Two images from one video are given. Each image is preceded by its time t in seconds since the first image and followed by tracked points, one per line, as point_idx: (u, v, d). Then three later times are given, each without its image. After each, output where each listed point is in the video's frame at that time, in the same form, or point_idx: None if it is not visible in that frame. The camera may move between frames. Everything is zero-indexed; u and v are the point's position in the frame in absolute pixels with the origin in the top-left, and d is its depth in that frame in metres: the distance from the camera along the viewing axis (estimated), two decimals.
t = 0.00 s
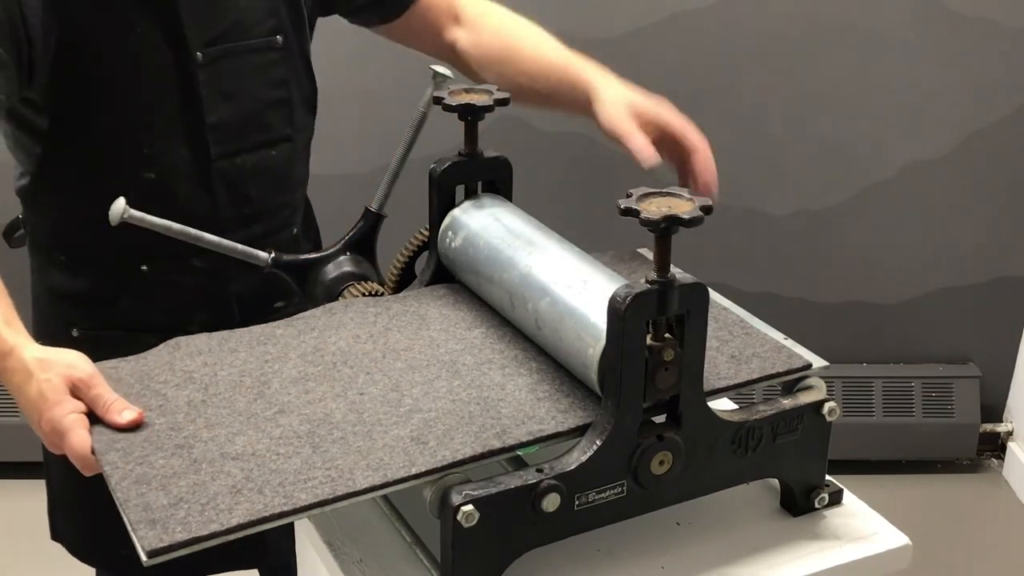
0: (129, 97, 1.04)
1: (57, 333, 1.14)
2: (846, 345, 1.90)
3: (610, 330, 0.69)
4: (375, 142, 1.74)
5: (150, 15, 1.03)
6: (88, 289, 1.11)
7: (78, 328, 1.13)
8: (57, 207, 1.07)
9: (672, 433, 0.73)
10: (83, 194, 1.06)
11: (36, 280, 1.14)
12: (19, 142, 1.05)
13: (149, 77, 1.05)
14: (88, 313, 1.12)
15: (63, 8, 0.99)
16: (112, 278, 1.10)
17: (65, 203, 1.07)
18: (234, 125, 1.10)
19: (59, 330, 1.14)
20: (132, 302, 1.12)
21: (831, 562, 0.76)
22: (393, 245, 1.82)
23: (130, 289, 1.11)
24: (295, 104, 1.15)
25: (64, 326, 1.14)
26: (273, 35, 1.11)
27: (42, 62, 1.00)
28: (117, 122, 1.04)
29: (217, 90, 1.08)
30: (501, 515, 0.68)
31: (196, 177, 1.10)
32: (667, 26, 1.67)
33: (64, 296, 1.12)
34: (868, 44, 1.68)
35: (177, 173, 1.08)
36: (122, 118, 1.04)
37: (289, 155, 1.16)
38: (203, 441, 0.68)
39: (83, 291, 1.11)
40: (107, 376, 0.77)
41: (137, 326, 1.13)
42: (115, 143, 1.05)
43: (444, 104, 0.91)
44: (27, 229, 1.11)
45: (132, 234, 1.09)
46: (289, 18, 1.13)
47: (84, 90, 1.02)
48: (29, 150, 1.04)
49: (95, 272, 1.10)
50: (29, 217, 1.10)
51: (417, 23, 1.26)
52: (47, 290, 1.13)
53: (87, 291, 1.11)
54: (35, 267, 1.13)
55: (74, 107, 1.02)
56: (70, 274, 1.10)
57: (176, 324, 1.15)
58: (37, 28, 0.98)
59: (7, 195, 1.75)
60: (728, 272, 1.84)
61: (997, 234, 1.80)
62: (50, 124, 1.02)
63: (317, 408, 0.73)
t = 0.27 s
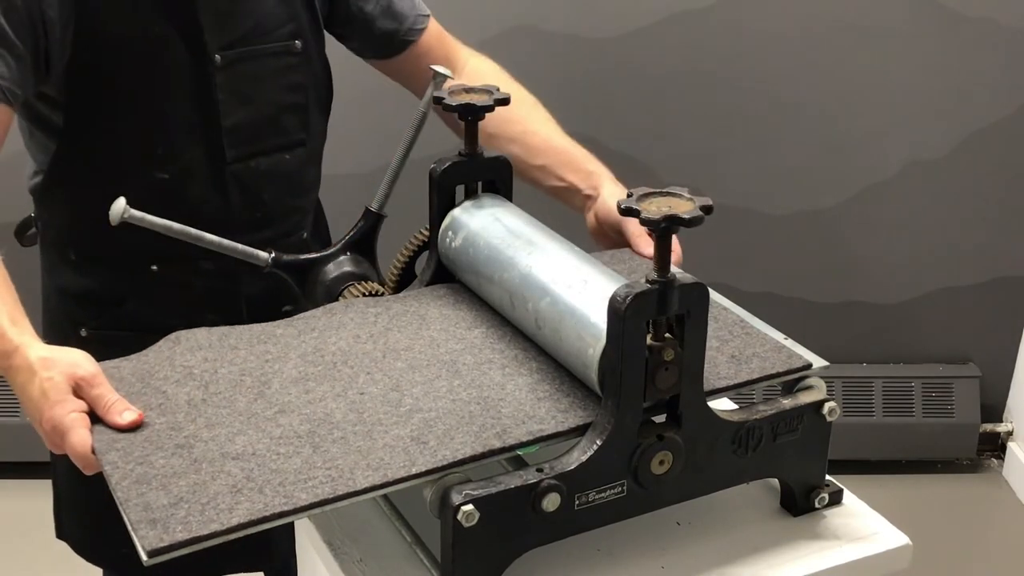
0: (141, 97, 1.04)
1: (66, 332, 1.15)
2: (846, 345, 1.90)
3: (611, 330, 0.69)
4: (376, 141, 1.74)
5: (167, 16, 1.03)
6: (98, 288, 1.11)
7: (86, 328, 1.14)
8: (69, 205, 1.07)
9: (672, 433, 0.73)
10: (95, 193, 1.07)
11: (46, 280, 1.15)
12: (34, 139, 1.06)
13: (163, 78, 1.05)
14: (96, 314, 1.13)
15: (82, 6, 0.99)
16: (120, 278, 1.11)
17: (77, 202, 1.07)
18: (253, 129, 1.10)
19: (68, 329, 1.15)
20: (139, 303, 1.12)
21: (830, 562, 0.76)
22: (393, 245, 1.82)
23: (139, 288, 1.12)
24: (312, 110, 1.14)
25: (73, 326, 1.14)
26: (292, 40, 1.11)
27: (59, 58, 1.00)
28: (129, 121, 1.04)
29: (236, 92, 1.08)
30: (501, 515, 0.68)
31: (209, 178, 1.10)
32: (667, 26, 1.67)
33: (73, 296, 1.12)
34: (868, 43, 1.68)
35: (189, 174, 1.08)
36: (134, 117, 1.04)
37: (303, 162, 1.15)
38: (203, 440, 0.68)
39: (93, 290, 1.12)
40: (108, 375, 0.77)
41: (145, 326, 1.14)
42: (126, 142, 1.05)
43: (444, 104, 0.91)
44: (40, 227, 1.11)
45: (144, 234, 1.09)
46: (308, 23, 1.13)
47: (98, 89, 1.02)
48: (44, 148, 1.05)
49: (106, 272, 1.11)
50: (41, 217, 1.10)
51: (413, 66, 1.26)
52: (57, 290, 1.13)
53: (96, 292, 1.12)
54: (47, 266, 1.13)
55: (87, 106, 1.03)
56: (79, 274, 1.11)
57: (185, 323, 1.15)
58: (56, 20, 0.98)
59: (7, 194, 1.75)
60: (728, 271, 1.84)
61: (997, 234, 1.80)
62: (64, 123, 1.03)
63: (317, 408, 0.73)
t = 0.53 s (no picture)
0: (144, 97, 1.04)
1: (70, 334, 1.15)
2: (846, 345, 1.90)
3: (611, 329, 0.69)
4: (376, 141, 1.74)
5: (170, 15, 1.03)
6: (102, 290, 1.11)
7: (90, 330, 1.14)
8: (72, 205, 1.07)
9: (672, 433, 0.73)
10: (98, 193, 1.07)
11: (50, 281, 1.15)
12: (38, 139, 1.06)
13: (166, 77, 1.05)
14: (99, 316, 1.13)
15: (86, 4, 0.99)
16: (124, 280, 1.11)
17: (81, 201, 1.07)
18: (257, 129, 1.10)
19: (72, 331, 1.15)
20: (142, 304, 1.12)
21: (831, 562, 0.76)
22: (394, 245, 1.82)
23: (143, 289, 1.12)
24: (318, 112, 1.15)
25: (77, 328, 1.14)
26: (297, 40, 1.11)
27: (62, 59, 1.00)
28: (133, 121, 1.04)
29: (241, 91, 1.08)
30: (501, 515, 0.68)
31: (212, 178, 1.10)
32: (667, 26, 1.67)
33: (77, 298, 1.12)
34: (868, 43, 1.68)
35: (192, 174, 1.08)
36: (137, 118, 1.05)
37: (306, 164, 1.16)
38: (203, 440, 0.68)
39: (96, 291, 1.11)
40: (109, 375, 0.77)
41: (148, 328, 1.13)
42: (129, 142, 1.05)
43: (444, 104, 0.91)
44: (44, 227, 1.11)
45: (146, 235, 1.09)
46: (314, 24, 1.13)
47: (102, 89, 1.02)
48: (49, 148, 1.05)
49: (109, 273, 1.11)
50: (45, 218, 1.10)
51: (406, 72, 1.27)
52: (61, 292, 1.13)
53: (100, 293, 1.11)
54: (51, 267, 1.13)
55: (91, 106, 1.02)
56: (83, 276, 1.11)
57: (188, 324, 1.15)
58: (59, 19, 0.97)
59: (7, 194, 1.75)
60: (728, 271, 1.84)
61: (997, 234, 1.80)
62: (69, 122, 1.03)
63: (317, 408, 0.73)
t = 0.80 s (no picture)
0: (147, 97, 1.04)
1: (74, 336, 1.14)
2: (846, 345, 1.90)
3: (611, 329, 0.69)
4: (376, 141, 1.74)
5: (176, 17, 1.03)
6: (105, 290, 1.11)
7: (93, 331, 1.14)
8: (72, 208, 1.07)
9: (671, 433, 0.73)
10: (101, 194, 1.06)
11: (52, 284, 1.14)
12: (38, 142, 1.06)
13: (168, 77, 1.04)
14: (104, 318, 1.12)
15: (88, 4, 0.98)
16: (127, 280, 1.11)
17: (82, 202, 1.07)
18: (259, 128, 1.11)
19: (75, 333, 1.14)
20: (146, 304, 1.12)
21: (831, 562, 0.76)
22: (394, 245, 1.82)
23: (147, 290, 1.11)
24: (320, 110, 1.16)
25: (80, 330, 1.14)
26: (298, 38, 1.12)
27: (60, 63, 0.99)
28: (135, 122, 1.04)
29: (241, 91, 1.09)
30: (501, 515, 0.68)
31: (215, 177, 1.10)
32: (667, 26, 1.67)
33: (81, 300, 1.12)
34: (868, 43, 1.68)
35: (194, 174, 1.08)
36: (139, 118, 1.04)
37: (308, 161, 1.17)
38: (203, 440, 0.68)
39: (100, 293, 1.11)
40: (111, 375, 0.77)
41: (153, 328, 1.13)
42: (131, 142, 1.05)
43: (445, 104, 0.91)
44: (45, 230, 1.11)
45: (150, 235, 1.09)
46: (314, 22, 1.14)
47: (104, 90, 1.02)
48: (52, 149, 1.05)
49: (112, 274, 1.10)
50: (48, 220, 1.10)
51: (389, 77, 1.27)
52: (64, 294, 1.13)
53: (103, 294, 1.11)
54: (53, 268, 1.13)
55: (93, 107, 1.02)
56: (86, 277, 1.11)
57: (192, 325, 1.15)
58: (62, 18, 0.97)
59: (8, 193, 1.75)
60: (728, 271, 1.84)
61: (997, 235, 1.80)
62: (71, 122, 1.02)
63: (317, 408, 0.73)
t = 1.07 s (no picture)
0: (149, 97, 1.04)
1: (69, 336, 1.14)
2: (846, 345, 1.90)
3: (611, 329, 0.69)
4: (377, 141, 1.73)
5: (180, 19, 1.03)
6: (101, 289, 1.10)
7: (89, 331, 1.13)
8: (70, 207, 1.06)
9: (672, 433, 0.73)
10: (102, 194, 1.06)
11: (45, 284, 1.13)
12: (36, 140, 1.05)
13: (168, 76, 1.04)
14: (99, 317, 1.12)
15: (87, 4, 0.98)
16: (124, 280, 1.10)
17: (80, 202, 1.06)
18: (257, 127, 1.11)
19: (70, 333, 1.14)
20: (144, 303, 1.12)
21: (831, 562, 0.76)
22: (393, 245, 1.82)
23: (144, 288, 1.11)
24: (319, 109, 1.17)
25: (74, 329, 1.13)
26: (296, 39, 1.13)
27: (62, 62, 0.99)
28: (137, 122, 1.04)
29: (240, 90, 1.09)
30: (503, 515, 0.68)
31: (213, 176, 1.10)
32: (667, 26, 1.67)
33: (75, 299, 1.11)
34: (868, 43, 1.68)
35: (193, 172, 1.08)
36: (142, 118, 1.04)
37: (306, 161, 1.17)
38: (207, 439, 0.68)
39: (95, 292, 1.11)
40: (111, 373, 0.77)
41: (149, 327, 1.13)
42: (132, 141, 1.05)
43: (445, 104, 0.91)
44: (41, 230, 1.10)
45: (148, 234, 1.09)
46: (313, 23, 1.15)
47: (106, 90, 1.02)
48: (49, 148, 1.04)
49: (109, 273, 1.10)
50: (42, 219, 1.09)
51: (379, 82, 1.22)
52: (58, 294, 1.12)
53: (99, 293, 1.11)
54: (47, 268, 1.12)
55: (95, 106, 1.02)
56: (82, 277, 1.10)
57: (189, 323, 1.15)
58: (62, 14, 0.96)
59: (8, 193, 1.74)
60: (728, 271, 1.84)
61: (997, 235, 1.81)
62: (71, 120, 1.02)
63: (320, 407, 0.73)
